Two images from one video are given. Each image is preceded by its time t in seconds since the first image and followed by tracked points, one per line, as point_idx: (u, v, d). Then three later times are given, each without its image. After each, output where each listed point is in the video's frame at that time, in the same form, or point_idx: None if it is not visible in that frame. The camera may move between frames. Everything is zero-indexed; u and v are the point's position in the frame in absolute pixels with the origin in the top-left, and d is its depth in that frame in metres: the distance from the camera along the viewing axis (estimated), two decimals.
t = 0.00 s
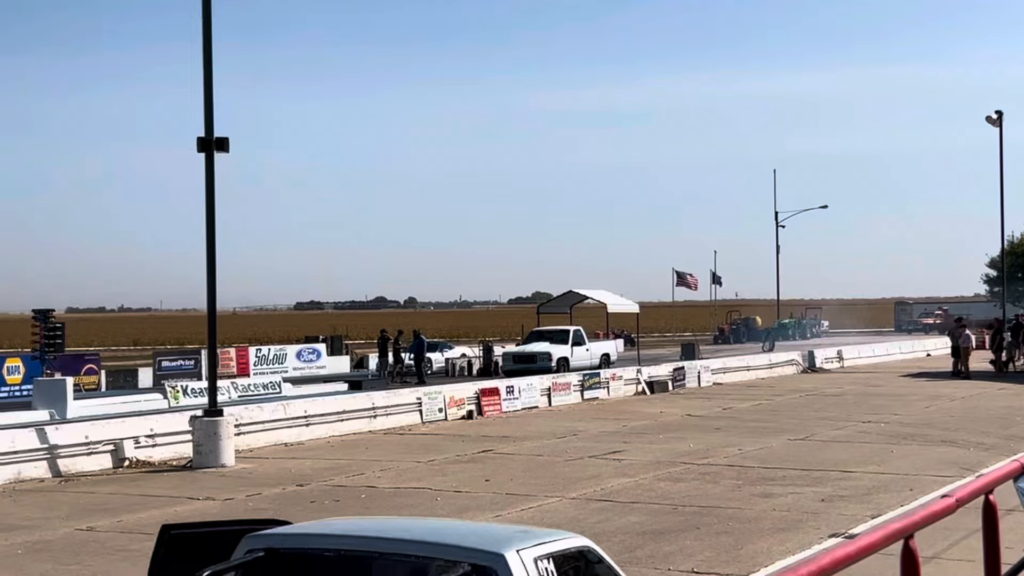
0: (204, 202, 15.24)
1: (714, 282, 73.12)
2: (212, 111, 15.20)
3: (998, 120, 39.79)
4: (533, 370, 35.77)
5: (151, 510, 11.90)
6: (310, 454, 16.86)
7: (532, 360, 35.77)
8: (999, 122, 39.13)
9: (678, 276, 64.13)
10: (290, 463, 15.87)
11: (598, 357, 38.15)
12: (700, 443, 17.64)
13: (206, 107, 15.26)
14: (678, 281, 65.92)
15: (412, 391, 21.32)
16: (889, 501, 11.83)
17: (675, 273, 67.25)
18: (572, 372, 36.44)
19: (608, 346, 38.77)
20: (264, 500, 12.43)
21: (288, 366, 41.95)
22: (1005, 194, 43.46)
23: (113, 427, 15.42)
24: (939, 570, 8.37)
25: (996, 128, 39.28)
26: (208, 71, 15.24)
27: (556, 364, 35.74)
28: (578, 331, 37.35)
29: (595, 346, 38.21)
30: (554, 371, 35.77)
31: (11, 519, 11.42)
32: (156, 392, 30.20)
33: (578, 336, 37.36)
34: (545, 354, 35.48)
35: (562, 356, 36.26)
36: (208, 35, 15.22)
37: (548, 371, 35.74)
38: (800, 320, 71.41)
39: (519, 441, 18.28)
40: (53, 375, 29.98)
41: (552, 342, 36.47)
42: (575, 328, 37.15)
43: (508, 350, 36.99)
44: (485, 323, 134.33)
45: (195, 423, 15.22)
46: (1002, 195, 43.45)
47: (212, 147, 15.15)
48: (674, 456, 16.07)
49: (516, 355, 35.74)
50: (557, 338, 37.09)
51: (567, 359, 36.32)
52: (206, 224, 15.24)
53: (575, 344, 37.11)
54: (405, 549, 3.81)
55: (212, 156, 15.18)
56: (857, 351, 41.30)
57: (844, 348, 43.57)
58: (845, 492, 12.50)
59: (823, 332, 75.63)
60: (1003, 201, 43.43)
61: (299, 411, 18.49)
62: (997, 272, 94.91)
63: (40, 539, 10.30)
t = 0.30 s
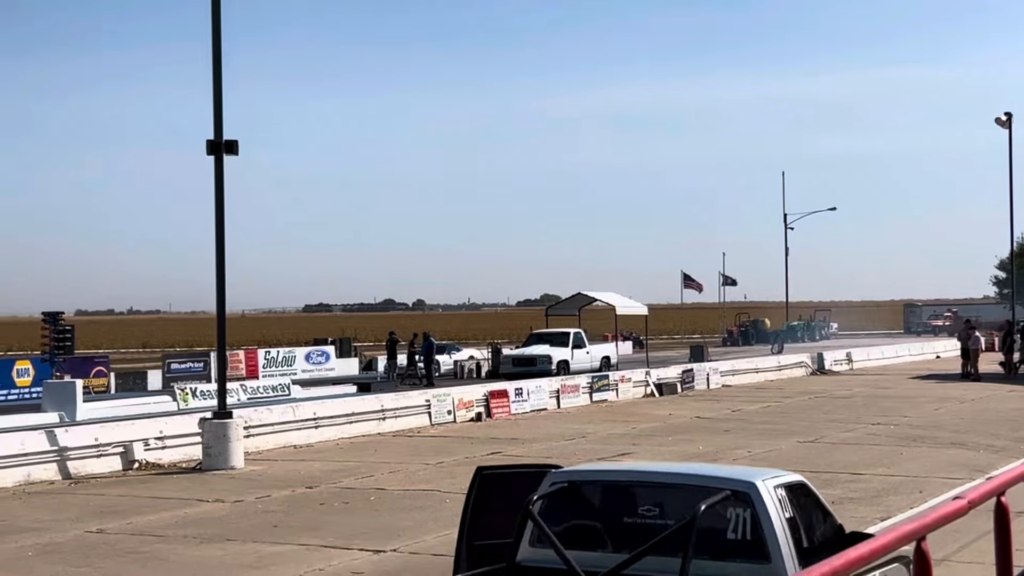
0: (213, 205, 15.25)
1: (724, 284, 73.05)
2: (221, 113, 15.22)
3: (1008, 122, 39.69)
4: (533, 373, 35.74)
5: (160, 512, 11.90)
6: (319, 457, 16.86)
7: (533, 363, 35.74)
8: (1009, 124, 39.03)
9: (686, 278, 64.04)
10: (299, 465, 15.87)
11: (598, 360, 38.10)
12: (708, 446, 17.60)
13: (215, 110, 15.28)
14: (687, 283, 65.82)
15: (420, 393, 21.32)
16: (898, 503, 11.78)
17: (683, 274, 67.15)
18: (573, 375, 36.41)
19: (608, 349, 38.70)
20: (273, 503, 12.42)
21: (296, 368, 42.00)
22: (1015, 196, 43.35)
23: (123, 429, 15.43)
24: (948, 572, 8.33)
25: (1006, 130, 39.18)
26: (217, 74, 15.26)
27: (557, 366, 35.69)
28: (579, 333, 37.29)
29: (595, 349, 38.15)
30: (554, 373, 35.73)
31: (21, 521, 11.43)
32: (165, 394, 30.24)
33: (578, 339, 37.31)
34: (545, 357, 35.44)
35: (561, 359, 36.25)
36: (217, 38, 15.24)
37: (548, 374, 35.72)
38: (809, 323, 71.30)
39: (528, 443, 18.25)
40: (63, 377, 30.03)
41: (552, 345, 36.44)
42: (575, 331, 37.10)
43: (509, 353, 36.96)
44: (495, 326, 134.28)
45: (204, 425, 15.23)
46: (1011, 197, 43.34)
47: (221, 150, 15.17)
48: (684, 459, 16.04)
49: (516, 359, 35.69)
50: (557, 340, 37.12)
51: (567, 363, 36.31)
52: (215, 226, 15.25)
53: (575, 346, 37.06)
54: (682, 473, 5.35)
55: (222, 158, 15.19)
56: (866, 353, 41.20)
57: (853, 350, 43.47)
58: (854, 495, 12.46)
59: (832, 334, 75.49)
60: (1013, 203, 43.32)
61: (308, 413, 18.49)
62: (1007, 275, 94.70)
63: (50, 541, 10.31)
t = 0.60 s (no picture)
0: (222, 207, 15.27)
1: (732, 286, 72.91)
2: (229, 117, 15.24)
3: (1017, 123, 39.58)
4: (533, 376, 35.65)
5: (169, 514, 11.92)
6: (328, 459, 16.87)
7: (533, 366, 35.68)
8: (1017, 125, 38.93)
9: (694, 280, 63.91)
10: (308, 468, 15.88)
11: (599, 363, 38.02)
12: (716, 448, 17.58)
13: (223, 114, 15.30)
14: (694, 286, 65.73)
15: (429, 396, 21.33)
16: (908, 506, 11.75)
17: (690, 277, 67.03)
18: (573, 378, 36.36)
19: (608, 352, 38.64)
20: (282, 505, 12.44)
21: (305, 371, 42.03)
22: None
23: (132, 432, 15.46)
24: None
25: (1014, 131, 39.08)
26: (226, 77, 15.28)
27: (557, 370, 35.60)
28: (579, 336, 37.22)
29: (595, 353, 38.06)
30: (554, 377, 35.64)
31: (31, 523, 11.46)
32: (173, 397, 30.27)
33: (578, 341, 37.23)
34: (545, 359, 35.32)
35: (562, 362, 36.14)
36: (225, 42, 15.26)
37: (548, 377, 35.65)
38: (818, 325, 71.14)
39: (536, 446, 18.25)
40: (71, 380, 30.06)
41: (552, 348, 36.37)
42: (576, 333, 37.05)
43: (509, 357, 36.91)
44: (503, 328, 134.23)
45: (213, 428, 15.24)
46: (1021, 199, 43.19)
47: (229, 153, 15.18)
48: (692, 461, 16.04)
49: (516, 362, 35.60)
50: (557, 343, 37.10)
51: (568, 365, 36.23)
52: (223, 229, 15.27)
53: (576, 350, 37.00)
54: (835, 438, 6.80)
55: (230, 162, 15.22)
56: (874, 356, 41.10)
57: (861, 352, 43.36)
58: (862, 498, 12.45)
59: (840, 336, 75.28)
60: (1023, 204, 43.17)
61: (317, 416, 18.51)
62: (1016, 277, 94.38)
63: (59, 543, 10.32)
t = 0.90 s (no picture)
0: (228, 209, 15.29)
1: (739, 288, 72.85)
2: (237, 119, 15.26)
3: None
4: (534, 379, 35.60)
5: (177, 516, 11.93)
6: (335, 461, 16.89)
7: (535, 368, 35.63)
8: None
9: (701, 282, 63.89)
10: (316, 470, 15.89)
11: (601, 366, 37.98)
12: (724, 450, 17.57)
13: (230, 116, 15.32)
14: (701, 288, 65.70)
15: (436, 398, 21.33)
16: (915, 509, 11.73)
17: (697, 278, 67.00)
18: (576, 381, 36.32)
19: (610, 355, 38.60)
20: (289, 507, 12.45)
21: (312, 373, 42.05)
22: None
23: (139, 434, 15.48)
24: None
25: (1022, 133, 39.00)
26: (232, 79, 15.29)
27: (559, 372, 35.58)
28: (582, 338, 37.21)
29: (599, 355, 38.03)
30: (556, 379, 35.62)
31: (38, 525, 11.47)
32: (181, 399, 30.30)
33: (580, 344, 37.20)
34: (546, 362, 35.29)
35: (563, 365, 36.09)
36: (232, 44, 15.28)
37: (550, 380, 35.61)
38: (825, 327, 71.04)
39: (543, 448, 18.25)
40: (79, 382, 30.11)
41: (554, 350, 36.33)
42: (577, 336, 37.03)
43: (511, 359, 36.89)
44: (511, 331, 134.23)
45: (220, 430, 15.26)
46: None
47: (236, 155, 15.20)
48: (699, 463, 16.03)
49: (518, 364, 35.57)
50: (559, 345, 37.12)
51: (569, 368, 36.20)
52: (230, 231, 15.28)
53: (578, 352, 36.97)
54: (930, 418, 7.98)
55: (237, 164, 15.23)
56: (882, 358, 41.04)
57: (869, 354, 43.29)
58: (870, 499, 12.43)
59: (848, 339, 75.13)
60: None
61: (323, 418, 18.51)
62: None
63: (66, 545, 10.32)
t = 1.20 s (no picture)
0: (237, 212, 15.31)
1: (748, 289, 72.78)
2: (245, 122, 15.28)
3: None
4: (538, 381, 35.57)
5: (186, 519, 11.95)
6: (343, 463, 16.91)
7: (538, 371, 35.61)
8: None
9: (710, 283, 63.85)
10: (324, 472, 15.91)
11: (605, 368, 37.96)
12: (732, 453, 17.56)
13: (238, 119, 15.34)
14: (710, 289, 65.64)
15: (444, 400, 21.35)
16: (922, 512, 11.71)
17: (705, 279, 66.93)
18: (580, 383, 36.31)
19: (615, 357, 38.58)
20: (297, 509, 12.46)
21: (320, 375, 42.08)
22: None
23: (148, 436, 15.50)
24: None
25: None
26: (241, 82, 15.32)
27: (563, 374, 35.57)
28: (587, 340, 37.20)
29: (604, 356, 38.02)
30: (561, 381, 35.62)
31: (48, 527, 11.50)
32: (190, 401, 30.34)
33: (585, 346, 37.20)
34: (551, 364, 35.28)
35: (567, 367, 36.09)
36: (241, 47, 15.30)
37: (553, 382, 35.59)
38: (833, 328, 70.94)
39: (552, 450, 18.26)
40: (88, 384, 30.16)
41: (559, 352, 36.33)
42: (581, 338, 37.01)
43: (515, 361, 36.88)
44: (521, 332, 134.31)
45: (229, 432, 15.27)
46: None
47: (245, 157, 15.22)
48: (707, 465, 16.03)
49: (522, 367, 35.55)
50: (563, 347, 37.12)
51: (573, 370, 36.19)
52: (239, 234, 15.31)
53: (582, 354, 36.95)
54: (1003, 404, 8.97)
55: (245, 166, 15.25)
56: (891, 359, 40.99)
57: (878, 356, 43.23)
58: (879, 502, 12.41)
59: (856, 340, 75.00)
60: None
61: (332, 420, 18.54)
62: None
63: (76, 547, 10.34)
